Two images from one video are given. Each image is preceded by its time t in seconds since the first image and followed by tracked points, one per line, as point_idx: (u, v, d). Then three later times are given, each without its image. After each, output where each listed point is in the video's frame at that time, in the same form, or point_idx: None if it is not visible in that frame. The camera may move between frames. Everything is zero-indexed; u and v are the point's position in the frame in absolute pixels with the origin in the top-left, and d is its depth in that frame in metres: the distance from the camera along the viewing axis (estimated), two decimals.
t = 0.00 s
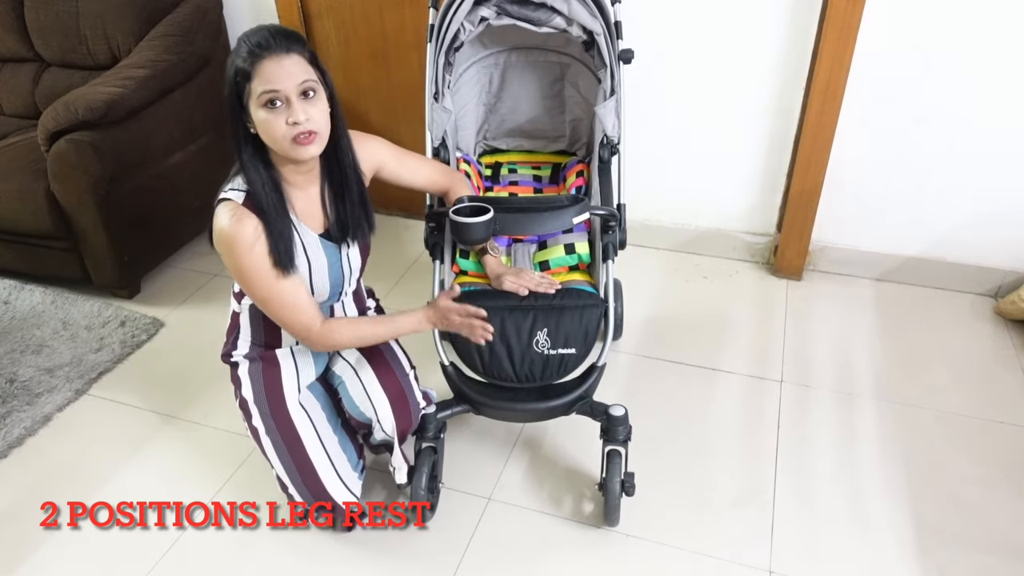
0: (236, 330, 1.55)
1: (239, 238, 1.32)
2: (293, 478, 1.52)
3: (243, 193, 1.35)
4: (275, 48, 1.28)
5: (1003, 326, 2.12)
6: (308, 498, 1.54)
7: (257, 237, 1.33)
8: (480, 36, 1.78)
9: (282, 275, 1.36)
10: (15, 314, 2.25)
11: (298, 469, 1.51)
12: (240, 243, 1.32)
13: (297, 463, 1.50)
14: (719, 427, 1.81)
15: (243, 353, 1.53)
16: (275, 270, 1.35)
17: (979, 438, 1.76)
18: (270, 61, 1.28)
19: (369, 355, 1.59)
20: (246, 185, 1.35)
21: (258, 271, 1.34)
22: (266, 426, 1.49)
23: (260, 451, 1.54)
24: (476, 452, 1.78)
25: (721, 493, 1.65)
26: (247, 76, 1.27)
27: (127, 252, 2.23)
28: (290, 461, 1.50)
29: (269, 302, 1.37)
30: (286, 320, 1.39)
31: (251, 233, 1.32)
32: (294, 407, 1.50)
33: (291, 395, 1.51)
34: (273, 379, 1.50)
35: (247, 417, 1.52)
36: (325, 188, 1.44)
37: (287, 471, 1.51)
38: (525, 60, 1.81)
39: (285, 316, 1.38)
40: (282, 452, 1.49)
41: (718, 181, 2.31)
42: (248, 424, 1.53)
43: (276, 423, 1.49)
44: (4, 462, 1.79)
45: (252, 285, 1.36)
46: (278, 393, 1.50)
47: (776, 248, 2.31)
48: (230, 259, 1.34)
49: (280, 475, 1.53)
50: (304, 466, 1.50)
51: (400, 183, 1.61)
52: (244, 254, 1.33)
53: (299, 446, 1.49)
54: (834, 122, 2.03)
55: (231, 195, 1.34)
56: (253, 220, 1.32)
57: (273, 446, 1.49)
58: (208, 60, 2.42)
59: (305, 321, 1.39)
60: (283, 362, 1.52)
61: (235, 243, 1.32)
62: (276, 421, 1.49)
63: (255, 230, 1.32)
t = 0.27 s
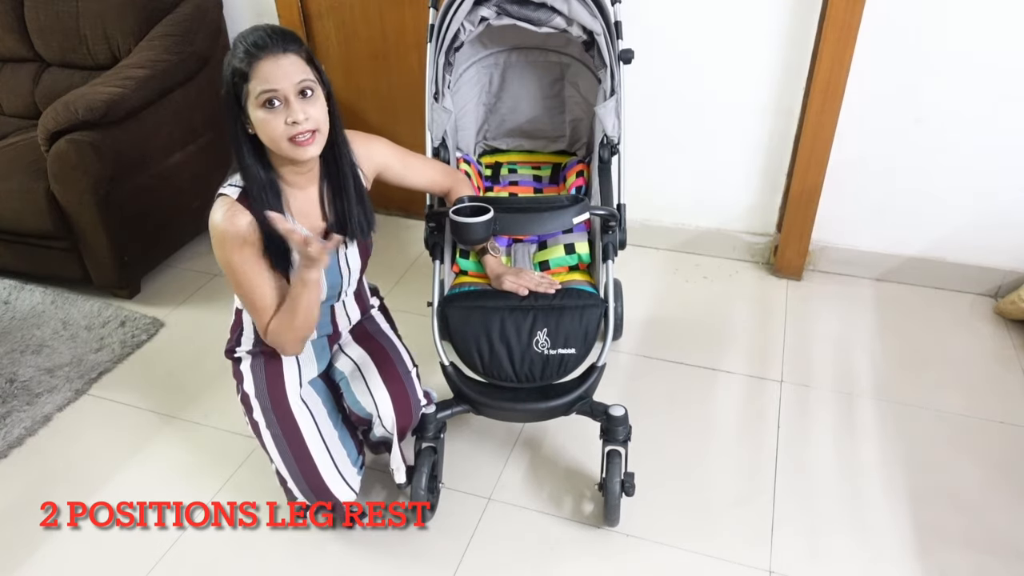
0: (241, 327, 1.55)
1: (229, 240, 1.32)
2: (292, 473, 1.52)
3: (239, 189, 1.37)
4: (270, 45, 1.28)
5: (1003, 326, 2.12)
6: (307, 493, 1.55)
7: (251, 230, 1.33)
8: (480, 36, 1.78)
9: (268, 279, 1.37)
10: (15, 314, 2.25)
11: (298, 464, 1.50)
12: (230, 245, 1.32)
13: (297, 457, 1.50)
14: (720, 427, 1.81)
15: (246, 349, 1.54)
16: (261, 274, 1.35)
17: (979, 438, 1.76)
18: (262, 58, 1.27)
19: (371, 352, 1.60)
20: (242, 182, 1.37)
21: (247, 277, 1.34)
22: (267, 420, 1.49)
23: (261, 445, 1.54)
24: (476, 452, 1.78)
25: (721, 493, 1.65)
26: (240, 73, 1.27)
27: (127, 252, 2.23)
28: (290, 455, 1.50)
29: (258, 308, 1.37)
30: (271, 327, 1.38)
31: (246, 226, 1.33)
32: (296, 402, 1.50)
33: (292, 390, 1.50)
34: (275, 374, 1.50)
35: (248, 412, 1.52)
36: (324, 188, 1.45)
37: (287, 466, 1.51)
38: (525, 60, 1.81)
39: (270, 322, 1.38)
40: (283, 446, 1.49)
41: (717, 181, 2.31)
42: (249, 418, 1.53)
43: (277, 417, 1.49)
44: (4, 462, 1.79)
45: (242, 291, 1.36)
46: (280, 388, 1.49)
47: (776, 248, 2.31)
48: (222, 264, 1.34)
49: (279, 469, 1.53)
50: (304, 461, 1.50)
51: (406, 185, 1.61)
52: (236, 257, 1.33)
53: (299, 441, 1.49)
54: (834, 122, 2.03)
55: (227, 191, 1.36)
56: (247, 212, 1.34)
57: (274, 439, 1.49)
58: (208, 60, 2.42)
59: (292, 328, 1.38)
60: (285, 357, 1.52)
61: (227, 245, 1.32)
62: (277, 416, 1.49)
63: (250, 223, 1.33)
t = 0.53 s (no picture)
0: (242, 328, 1.59)
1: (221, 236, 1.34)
2: (293, 471, 1.51)
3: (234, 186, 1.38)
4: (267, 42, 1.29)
5: (1003, 326, 2.12)
6: (308, 492, 1.55)
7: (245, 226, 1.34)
8: (480, 36, 1.78)
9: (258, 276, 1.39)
10: (15, 314, 2.25)
11: (299, 461, 1.50)
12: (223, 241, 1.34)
13: (298, 455, 1.50)
14: (720, 427, 1.81)
15: (248, 347, 1.55)
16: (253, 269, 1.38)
17: (979, 438, 1.76)
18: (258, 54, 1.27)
19: (373, 350, 1.60)
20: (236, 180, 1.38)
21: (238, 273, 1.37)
22: (268, 417, 1.49)
23: (262, 443, 1.54)
24: (476, 452, 1.78)
25: (721, 493, 1.65)
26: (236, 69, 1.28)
27: (127, 252, 2.23)
28: (291, 453, 1.50)
29: (248, 303, 1.40)
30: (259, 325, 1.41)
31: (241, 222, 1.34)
32: (297, 400, 1.50)
33: (293, 388, 1.51)
34: (276, 371, 1.50)
35: (249, 409, 1.52)
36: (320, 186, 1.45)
37: (288, 463, 1.51)
38: (525, 60, 1.81)
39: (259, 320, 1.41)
40: (284, 444, 1.49)
41: (717, 181, 2.31)
42: (250, 416, 1.53)
43: (278, 415, 1.49)
44: (4, 462, 1.79)
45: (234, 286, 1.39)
46: (281, 385, 1.50)
47: (776, 248, 2.31)
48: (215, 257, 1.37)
49: (280, 467, 1.53)
50: (305, 458, 1.50)
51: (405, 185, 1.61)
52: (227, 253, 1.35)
53: (300, 438, 1.49)
54: (834, 123, 2.04)
55: (223, 188, 1.37)
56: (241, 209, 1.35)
57: (275, 438, 1.49)
58: (208, 60, 2.42)
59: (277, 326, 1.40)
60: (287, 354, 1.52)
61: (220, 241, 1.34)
62: (278, 414, 1.49)
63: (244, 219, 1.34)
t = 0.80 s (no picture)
0: (242, 327, 1.59)
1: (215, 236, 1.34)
2: (293, 471, 1.51)
3: (232, 182, 1.36)
4: (271, 43, 1.27)
5: (1003, 326, 2.12)
6: (308, 491, 1.54)
7: (240, 224, 1.35)
8: (480, 36, 1.78)
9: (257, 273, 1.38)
10: (15, 314, 2.25)
11: (299, 461, 1.50)
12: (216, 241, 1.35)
13: (297, 455, 1.50)
14: (720, 427, 1.81)
15: (247, 347, 1.55)
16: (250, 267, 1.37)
17: (979, 438, 1.76)
18: (262, 56, 1.26)
19: (372, 348, 1.60)
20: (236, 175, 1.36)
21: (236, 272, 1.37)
22: (267, 416, 1.49)
23: (262, 443, 1.54)
24: (476, 452, 1.78)
25: (721, 493, 1.65)
26: (238, 69, 1.26)
27: (127, 252, 2.23)
28: (291, 452, 1.50)
29: (251, 303, 1.40)
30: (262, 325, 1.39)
31: (235, 221, 1.34)
32: (296, 399, 1.50)
33: (293, 387, 1.51)
34: (276, 370, 1.50)
35: (249, 409, 1.52)
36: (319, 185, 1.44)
37: (288, 463, 1.51)
38: (525, 60, 1.81)
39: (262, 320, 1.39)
40: (284, 443, 1.49)
41: (718, 181, 2.31)
42: (249, 416, 1.53)
43: (278, 414, 1.49)
44: (4, 462, 1.79)
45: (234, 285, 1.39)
46: (280, 384, 1.50)
47: (776, 248, 2.31)
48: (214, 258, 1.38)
49: (279, 467, 1.53)
50: (305, 458, 1.50)
51: (405, 185, 1.61)
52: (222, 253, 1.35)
53: (300, 438, 1.49)
54: (834, 123, 2.04)
55: (221, 184, 1.36)
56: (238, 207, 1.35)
57: (274, 437, 1.49)
58: (208, 60, 2.42)
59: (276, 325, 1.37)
60: (286, 354, 1.52)
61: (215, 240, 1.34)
62: (277, 413, 1.49)
63: (240, 217, 1.35)
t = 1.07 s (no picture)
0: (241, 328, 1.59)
1: (217, 240, 1.33)
2: (293, 471, 1.51)
3: (233, 182, 1.36)
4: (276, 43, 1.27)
5: (1003, 326, 2.12)
6: (308, 491, 1.54)
7: (243, 224, 1.34)
8: (480, 36, 1.78)
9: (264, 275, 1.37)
10: (15, 314, 2.25)
11: (299, 460, 1.50)
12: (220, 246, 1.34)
13: (297, 455, 1.50)
14: (720, 427, 1.81)
15: (247, 347, 1.55)
16: (255, 269, 1.36)
17: (979, 439, 1.76)
18: (268, 57, 1.26)
19: (371, 348, 1.61)
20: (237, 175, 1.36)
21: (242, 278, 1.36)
22: (267, 417, 1.49)
23: (262, 444, 1.54)
24: (476, 452, 1.77)
25: (721, 493, 1.65)
26: (242, 69, 1.26)
27: (127, 252, 2.23)
28: (291, 452, 1.50)
29: (257, 305, 1.38)
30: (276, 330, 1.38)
31: (237, 221, 1.33)
32: (296, 398, 1.51)
33: (293, 386, 1.51)
34: (275, 370, 1.51)
35: (249, 410, 1.52)
36: (320, 183, 1.44)
37: (288, 464, 1.51)
38: (525, 60, 1.81)
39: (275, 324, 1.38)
40: (283, 443, 1.49)
41: (718, 181, 2.31)
42: (249, 417, 1.53)
43: (277, 414, 1.49)
44: (4, 462, 1.79)
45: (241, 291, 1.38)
46: (280, 384, 1.50)
47: (776, 248, 2.31)
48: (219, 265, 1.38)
49: (280, 467, 1.53)
50: (305, 457, 1.50)
51: (403, 184, 1.62)
52: (226, 258, 1.35)
53: (300, 438, 1.49)
54: (834, 123, 2.04)
55: (222, 184, 1.36)
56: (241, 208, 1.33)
57: (274, 437, 1.49)
58: (208, 60, 2.42)
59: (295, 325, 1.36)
60: (285, 354, 1.53)
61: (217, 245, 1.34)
62: (277, 413, 1.49)
63: (242, 217, 1.33)
